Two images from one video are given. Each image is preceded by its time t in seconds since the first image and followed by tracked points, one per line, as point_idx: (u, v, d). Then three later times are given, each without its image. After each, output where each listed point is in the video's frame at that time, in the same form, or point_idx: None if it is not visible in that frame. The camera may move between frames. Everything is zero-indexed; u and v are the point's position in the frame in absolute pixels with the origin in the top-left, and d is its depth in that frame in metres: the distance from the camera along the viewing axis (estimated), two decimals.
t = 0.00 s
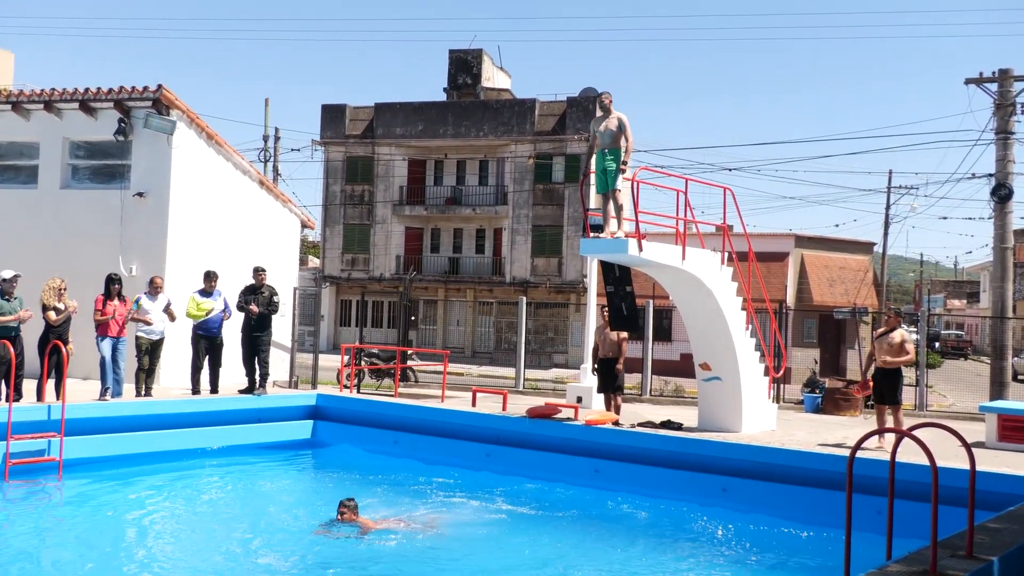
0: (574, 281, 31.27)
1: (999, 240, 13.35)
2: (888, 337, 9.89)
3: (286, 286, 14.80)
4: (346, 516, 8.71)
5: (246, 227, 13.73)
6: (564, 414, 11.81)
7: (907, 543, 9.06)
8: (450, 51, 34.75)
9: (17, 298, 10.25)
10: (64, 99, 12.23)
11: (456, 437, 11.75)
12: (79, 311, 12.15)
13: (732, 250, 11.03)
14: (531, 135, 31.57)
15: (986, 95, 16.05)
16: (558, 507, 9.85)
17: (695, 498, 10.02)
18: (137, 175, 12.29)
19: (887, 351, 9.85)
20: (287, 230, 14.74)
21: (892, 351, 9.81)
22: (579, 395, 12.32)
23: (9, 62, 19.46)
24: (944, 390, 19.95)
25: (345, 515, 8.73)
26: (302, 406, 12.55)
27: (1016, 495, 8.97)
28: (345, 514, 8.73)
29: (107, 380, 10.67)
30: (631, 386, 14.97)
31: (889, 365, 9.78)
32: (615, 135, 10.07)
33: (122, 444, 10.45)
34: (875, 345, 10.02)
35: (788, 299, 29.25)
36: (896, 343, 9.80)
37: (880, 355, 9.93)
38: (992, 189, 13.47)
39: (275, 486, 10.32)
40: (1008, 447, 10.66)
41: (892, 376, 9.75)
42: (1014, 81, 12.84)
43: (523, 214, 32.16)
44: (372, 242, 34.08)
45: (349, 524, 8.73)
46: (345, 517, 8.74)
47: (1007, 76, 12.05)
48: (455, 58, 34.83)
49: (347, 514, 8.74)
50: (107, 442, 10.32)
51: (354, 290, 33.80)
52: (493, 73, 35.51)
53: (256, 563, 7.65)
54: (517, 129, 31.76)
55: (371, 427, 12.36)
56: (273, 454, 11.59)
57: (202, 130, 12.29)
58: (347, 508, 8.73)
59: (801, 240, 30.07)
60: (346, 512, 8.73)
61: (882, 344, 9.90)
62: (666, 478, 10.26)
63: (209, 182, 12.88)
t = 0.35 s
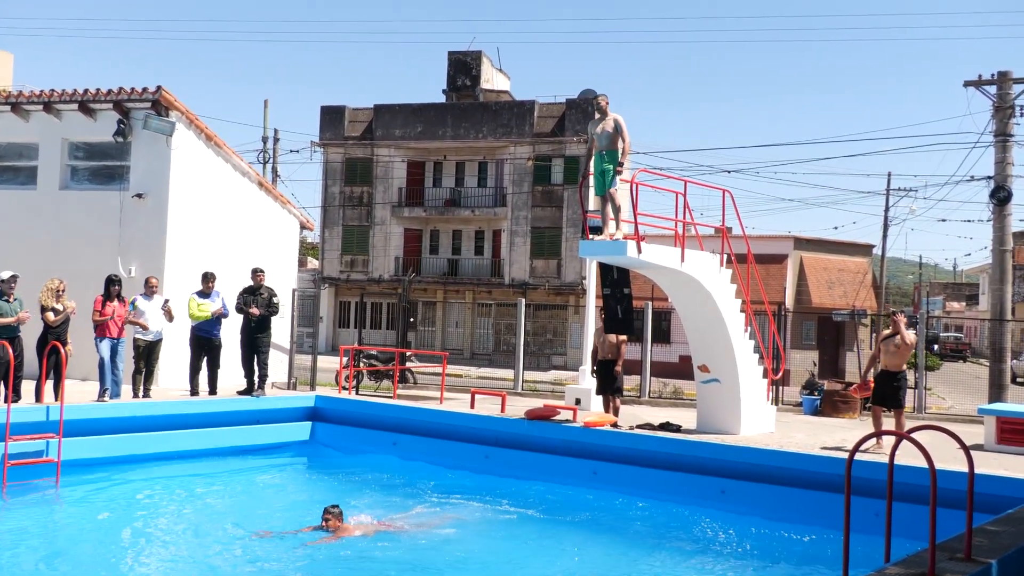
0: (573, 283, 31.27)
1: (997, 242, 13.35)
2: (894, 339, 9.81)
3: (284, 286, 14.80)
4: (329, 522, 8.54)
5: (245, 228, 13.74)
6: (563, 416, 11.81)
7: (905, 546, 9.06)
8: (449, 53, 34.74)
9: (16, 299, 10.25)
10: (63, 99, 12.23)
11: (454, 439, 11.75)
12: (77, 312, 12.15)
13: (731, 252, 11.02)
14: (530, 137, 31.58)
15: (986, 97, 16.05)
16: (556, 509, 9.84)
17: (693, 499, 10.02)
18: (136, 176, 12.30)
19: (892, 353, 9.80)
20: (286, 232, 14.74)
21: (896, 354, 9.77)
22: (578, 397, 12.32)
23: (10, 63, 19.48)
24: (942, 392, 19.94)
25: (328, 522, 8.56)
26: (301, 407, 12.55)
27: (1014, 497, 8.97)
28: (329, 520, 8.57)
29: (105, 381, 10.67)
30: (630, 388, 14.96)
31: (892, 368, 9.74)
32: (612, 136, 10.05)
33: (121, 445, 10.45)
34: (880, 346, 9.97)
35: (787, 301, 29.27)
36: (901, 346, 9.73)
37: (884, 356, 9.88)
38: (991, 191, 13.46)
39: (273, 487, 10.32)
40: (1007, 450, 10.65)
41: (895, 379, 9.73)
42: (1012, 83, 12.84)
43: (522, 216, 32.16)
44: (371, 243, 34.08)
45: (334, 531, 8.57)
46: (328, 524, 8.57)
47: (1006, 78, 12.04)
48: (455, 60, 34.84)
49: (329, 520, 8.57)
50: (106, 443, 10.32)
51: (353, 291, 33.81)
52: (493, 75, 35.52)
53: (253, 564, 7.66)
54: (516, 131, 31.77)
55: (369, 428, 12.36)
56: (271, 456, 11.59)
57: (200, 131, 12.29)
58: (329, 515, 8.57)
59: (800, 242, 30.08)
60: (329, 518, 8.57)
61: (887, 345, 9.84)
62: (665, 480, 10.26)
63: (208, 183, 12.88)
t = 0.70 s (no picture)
0: (572, 286, 31.24)
1: (996, 246, 13.36)
2: (895, 342, 9.79)
3: (284, 290, 14.81)
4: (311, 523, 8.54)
5: (245, 233, 13.74)
6: (562, 419, 11.80)
7: (904, 549, 9.07)
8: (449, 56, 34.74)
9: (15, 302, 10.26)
10: (62, 103, 12.23)
11: (453, 442, 11.75)
12: (77, 316, 12.15)
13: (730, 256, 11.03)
14: (530, 140, 31.59)
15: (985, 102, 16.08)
16: (556, 512, 9.83)
17: (693, 503, 10.02)
18: (135, 179, 12.30)
19: (892, 358, 9.79)
20: (285, 235, 14.74)
21: (896, 359, 9.76)
22: (577, 400, 12.33)
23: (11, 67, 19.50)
24: (942, 396, 19.94)
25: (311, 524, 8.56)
26: (300, 411, 12.55)
27: (1013, 500, 8.96)
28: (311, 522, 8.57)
29: (104, 384, 10.65)
30: (630, 391, 14.97)
31: (893, 372, 9.73)
32: (612, 140, 10.05)
33: (120, 448, 10.44)
34: (881, 350, 9.96)
35: (786, 305, 29.27)
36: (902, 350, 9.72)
37: (885, 360, 9.86)
38: (990, 195, 13.47)
39: (272, 491, 10.31)
40: (1006, 453, 10.66)
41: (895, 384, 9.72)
42: (1012, 87, 12.85)
43: (522, 219, 32.16)
44: (371, 246, 34.08)
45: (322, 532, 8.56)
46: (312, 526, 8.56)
47: (1005, 82, 12.05)
48: (454, 63, 34.87)
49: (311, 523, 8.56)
50: (105, 446, 10.31)
51: (352, 294, 33.82)
52: (492, 78, 35.54)
53: (253, 568, 7.64)
54: (515, 134, 31.78)
55: (368, 431, 12.36)
56: (271, 459, 11.58)
57: (200, 135, 12.30)
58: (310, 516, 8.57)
59: (799, 245, 30.10)
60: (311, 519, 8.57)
61: (888, 349, 9.83)
62: (664, 483, 10.26)
63: (207, 187, 12.87)
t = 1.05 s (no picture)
0: (570, 289, 31.23)
1: (994, 249, 13.37)
2: (888, 346, 9.83)
3: (282, 293, 14.80)
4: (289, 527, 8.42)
5: (242, 236, 13.73)
6: (560, 422, 11.79)
7: (902, 552, 9.06)
8: (446, 59, 34.76)
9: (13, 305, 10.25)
10: (60, 105, 12.23)
11: (451, 444, 11.74)
12: (74, 319, 12.14)
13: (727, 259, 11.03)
14: (527, 142, 31.60)
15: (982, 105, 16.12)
16: (554, 515, 9.82)
17: (691, 506, 10.01)
18: (132, 182, 12.28)
19: (885, 362, 9.83)
20: (283, 237, 14.73)
21: (889, 363, 9.79)
22: (575, 403, 12.33)
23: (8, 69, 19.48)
24: (940, 398, 19.95)
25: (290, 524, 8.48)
26: (297, 414, 12.54)
27: (1010, 502, 8.97)
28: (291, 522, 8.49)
29: (101, 387, 10.66)
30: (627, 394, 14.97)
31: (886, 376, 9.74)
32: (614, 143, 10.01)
33: (117, 451, 10.41)
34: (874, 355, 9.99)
35: (784, 307, 29.28)
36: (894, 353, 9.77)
37: (878, 365, 9.89)
38: (988, 198, 13.49)
39: (269, 493, 10.29)
40: (1003, 455, 10.65)
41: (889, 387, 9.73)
42: (1009, 91, 12.88)
43: (519, 221, 32.16)
44: (368, 249, 34.07)
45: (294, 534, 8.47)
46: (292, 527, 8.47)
47: (1002, 85, 12.08)
48: (452, 66, 34.90)
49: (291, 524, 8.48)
50: (102, 449, 10.28)
51: (350, 297, 33.81)
52: (490, 81, 35.56)
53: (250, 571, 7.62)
54: (513, 137, 31.79)
55: (366, 434, 12.34)
56: (268, 462, 11.56)
57: (198, 138, 12.29)
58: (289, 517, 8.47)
59: (796, 248, 30.11)
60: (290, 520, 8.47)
61: (880, 353, 9.86)
62: (662, 486, 10.26)
63: (206, 192, 12.89)
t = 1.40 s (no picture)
0: (567, 293, 31.24)
1: (990, 254, 13.40)
2: (872, 350, 9.84)
3: (279, 296, 14.79)
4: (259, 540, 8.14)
5: (240, 239, 13.73)
6: (556, 426, 11.80)
7: (898, 556, 9.06)
8: (444, 63, 34.79)
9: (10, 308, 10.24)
10: (57, 108, 12.22)
11: (448, 449, 11.73)
12: (71, 322, 12.12)
13: (724, 263, 11.03)
14: (525, 147, 31.63)
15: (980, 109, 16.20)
16: (551, 519, 9.81)
17: (688, 510, 10.00)
18: (130, 185, 12.27)
19: (869, 365, 9.82)
20: (279, 241, 14.74)
21: (874, 366, 9.78)
22: (572, 407, 12.33)
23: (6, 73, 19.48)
24: (937, 402, 19.99)
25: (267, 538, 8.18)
26: (294, 417, 12.52)
27: (1007, 508, 8.97)
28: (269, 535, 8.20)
29: (98, 390, 10.66)
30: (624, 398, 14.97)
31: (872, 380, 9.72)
32: (616, 148, 10.01)
33: (113, 455, 10.37)
34: (857, 359, 9.98)
35: (781, 312, 29.30)
36: (880, 357, 9.77)
37: (862, 368, 9.87)
38: (984, 204, 13.52)
39: (266, 497, 10.27)
40: (1000, 460, 10.65)
41: (874, 390, 9.71)
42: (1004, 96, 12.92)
43: (517, 225, 32.16)
44: (366, 253, 34.06)
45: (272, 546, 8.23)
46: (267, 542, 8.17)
47: (999, 90, 12.10)
48: (450, 70, 34.94)
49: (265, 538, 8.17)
50: (98, 453, 10.25)
51: (347, 301, 33.79)
52: (488, 85, 35.61)
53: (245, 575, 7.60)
54: (510, 141, 31.82)
55: (363, 437, 12.33)
56: (265, 466, 11.54)
57: (195, 141, 12.29)
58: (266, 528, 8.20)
59: (793, 253, 30.15)
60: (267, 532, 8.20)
61: (865, 357, 9.85)
62: (659, 490, 10.26)
63: (204, 195, 12.89)
